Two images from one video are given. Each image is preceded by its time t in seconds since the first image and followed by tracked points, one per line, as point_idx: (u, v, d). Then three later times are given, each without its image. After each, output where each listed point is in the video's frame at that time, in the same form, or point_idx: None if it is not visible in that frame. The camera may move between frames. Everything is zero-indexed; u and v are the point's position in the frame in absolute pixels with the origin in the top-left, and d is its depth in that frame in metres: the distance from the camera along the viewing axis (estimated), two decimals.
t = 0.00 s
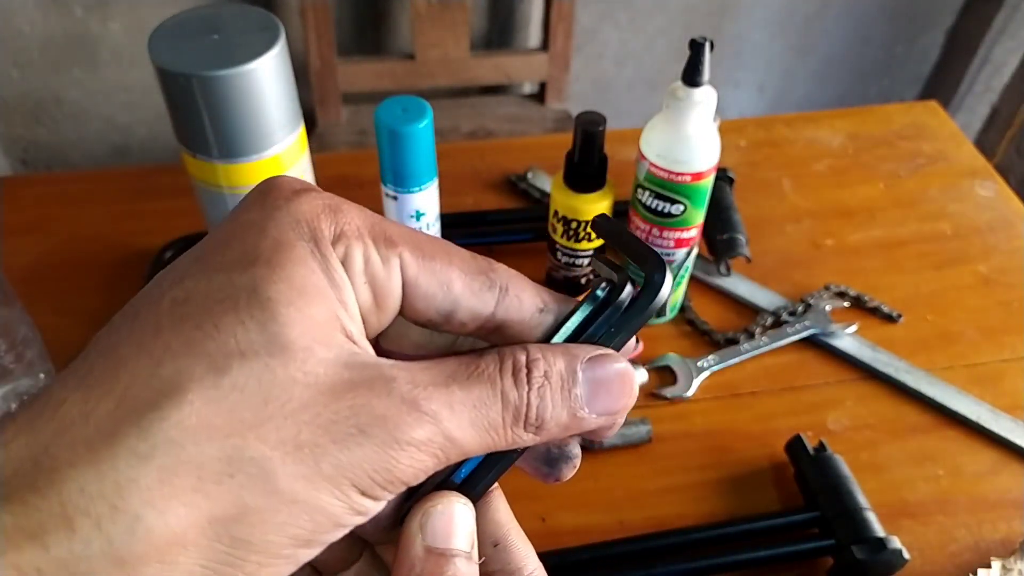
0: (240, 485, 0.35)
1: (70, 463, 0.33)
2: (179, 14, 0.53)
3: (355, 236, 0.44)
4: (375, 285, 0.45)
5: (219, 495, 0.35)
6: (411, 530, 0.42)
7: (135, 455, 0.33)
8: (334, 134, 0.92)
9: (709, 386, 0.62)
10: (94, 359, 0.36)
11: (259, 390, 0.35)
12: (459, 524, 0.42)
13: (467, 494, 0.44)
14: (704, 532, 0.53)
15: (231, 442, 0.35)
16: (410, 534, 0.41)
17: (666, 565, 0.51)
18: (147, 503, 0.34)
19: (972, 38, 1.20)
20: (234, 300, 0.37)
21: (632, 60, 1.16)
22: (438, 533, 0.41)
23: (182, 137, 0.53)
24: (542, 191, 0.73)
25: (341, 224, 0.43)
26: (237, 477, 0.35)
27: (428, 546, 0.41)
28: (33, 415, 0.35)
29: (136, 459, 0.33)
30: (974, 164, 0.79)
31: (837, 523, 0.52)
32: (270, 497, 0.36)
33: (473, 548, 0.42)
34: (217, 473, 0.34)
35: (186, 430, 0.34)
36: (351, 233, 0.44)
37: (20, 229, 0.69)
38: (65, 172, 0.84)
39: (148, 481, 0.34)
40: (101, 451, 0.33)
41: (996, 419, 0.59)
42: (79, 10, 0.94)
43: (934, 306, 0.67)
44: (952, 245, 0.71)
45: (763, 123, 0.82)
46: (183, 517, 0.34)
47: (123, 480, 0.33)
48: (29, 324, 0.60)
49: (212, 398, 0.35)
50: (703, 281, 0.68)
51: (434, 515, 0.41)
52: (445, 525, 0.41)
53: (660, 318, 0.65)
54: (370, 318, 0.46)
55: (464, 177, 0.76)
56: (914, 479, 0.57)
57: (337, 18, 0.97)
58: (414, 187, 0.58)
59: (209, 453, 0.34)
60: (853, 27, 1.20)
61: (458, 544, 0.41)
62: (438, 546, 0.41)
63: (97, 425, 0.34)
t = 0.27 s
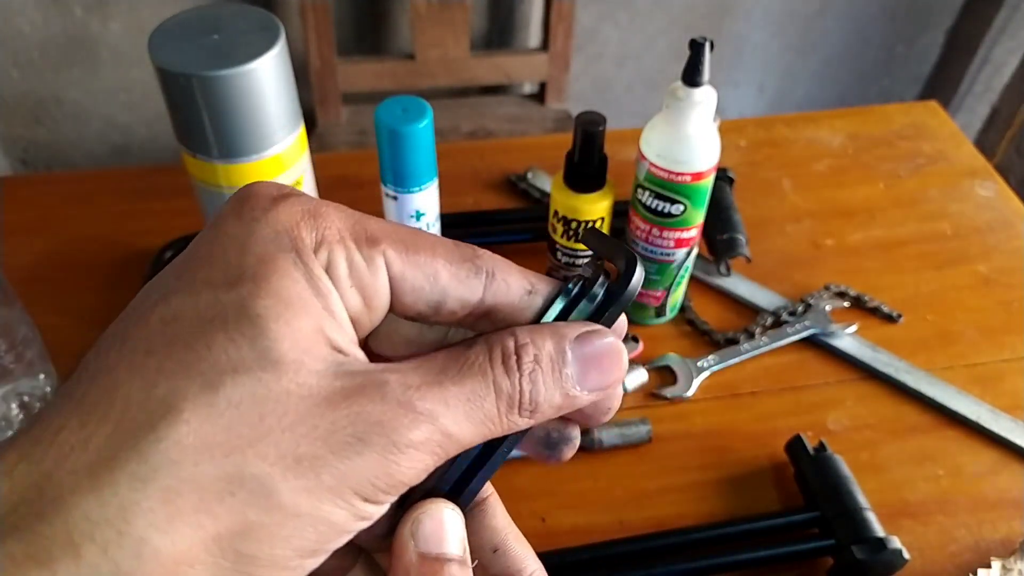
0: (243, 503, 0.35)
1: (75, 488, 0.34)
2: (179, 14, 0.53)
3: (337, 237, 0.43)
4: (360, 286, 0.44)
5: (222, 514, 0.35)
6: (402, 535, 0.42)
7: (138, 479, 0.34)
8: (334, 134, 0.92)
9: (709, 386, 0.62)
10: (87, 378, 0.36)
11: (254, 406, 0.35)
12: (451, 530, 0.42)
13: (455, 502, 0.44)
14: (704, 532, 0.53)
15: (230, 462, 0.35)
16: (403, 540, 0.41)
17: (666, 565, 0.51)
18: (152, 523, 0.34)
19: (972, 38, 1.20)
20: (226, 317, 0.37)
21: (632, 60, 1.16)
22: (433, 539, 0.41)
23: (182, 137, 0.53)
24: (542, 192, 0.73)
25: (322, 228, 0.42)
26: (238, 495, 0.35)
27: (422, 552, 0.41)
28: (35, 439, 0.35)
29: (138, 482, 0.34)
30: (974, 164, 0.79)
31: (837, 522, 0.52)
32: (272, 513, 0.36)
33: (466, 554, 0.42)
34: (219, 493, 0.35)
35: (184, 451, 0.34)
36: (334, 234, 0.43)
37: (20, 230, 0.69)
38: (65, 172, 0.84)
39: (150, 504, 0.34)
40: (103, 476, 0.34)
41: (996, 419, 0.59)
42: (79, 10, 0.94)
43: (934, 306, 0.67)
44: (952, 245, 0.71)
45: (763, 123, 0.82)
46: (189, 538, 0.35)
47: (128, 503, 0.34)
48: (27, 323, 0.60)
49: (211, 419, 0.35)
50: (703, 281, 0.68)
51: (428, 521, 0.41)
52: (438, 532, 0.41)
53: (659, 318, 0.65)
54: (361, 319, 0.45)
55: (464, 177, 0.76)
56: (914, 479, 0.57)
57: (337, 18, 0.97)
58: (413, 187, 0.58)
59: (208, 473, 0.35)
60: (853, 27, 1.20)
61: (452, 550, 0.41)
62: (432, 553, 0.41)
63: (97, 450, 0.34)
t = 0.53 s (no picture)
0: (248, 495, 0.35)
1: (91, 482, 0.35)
2: (179, 14, 0.53)
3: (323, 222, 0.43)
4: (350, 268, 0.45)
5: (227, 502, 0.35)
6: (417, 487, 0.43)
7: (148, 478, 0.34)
8: (334, 134, 0.92)
9: (709, 386, 0.62)
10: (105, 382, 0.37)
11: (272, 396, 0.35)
12: (469, 479, 0.43)
13: (481, 455, 0.45)
14: (704, 532, 0.53)
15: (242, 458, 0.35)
16: (416, 491, 0.43)
17: (666, 565, 0.51)
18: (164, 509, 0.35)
19: (972, 38, 1.20)
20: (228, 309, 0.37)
21: (632, 60, 1.16)
22: (448, 492, 0.42)
23: (182, 137, 0.53)
24: (542, 191, 0.73)
25: (308, 212, 0.43)
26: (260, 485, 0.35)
27: (436, 504, 0.42)
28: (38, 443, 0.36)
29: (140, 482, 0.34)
30: (974, 164, 0.79)
31: (837, 523, 0.52)
32: (276, 503, 0.36)
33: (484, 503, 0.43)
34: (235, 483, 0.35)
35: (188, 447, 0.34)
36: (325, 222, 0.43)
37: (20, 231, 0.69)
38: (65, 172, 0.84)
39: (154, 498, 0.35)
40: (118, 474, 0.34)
41: (996, 419, 0.59)
42: (80, 10, 0.94)
43: (934, 306, 0.67)
44: (952, 245, 0.71)
45: (763, 123, 0.82)
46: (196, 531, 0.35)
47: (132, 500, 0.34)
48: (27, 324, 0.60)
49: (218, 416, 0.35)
50: (703, 281, 0.68)
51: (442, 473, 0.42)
52: (455, 483, 0.42)
53: (659, 318, 0.65)
54: (354, 298, 0.46)
55: (464, 177, 0.76)
56: (913, 479, 0.57)
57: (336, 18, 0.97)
58: (413, 187, 0.58)
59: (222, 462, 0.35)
60: (853, 27, 1.20)
61: (468, 501, 0.43)
62: (446, 505, 0.42)
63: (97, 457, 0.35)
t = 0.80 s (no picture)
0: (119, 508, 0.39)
1: None
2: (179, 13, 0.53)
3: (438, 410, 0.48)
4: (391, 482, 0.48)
5: None
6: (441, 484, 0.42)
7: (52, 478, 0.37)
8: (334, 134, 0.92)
9: (710, 386, 0.62)
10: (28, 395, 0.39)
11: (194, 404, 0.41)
12: (492, 480, 0.41)
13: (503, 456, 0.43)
14: (705, 532, 0.53)
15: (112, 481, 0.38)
16: (438, 491, 0.42)
17: (666, 565, 0.51)
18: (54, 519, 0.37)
19: (972, 38, 1.20)
20: (81, 341, 0.40)
21: (632, 60, 1.16)
22: (471, 493, 0.41)
23: (182, 137, 0.53)
24: (542, 191, 0.73)
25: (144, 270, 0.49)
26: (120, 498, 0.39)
27: (458, 507, 0.41)
28: None
29: None
30: (974, 163, 0.79)
31: (837, 523, 0.52)
32: (128, 517, 0.40)
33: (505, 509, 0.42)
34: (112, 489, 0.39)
35: (68, 459, 0.37)
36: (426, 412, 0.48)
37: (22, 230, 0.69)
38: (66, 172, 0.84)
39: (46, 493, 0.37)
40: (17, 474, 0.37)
41: (995, 419, 0.59)
42: (79, 10, 0.94)
43: (934, 306, 0.67)
44: (952, 245, 0.71)
45: (763, 123, 0.82)
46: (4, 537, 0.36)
47: None
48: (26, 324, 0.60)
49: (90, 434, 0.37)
50: (703, 281, 0.68)
51: (466, 473, 0.41)
52: (478, 483, 0.41)
53: (659, 319, 0.65)
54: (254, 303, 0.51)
55: (464, 177, 0.76)
56: (914, 479, 0.57)
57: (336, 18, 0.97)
58: (413, 187, 0.58)
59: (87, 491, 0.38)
60: (853, 28, 1.20)
61: (490, 505, 0.41)
62: (467, 508, 0.41)
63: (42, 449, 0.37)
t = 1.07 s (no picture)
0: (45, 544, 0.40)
1: None
2: (179, 14, 0.53)
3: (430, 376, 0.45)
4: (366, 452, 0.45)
5: None
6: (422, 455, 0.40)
7: None
8: (334, 134, 0.92)
9: (709, 386, 0.62)
10: None
11: None
12: (469, 453, 0.40)
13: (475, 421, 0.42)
14: (705, 532, 0.53)
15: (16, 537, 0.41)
16: (417, 465, 0.40)
17: (666, 565, 0.51)
18: None
19: (972, 38, 1.20)
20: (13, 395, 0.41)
21: (631, 60, 1.16)
22: (449, 466, 0.40)
23: (182, 137, 0.53)
24: (542, 191, 0.73)
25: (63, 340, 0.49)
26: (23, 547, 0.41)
27: (439, 481, 0.40)
28: None
29: None
30: (974, 163, 0.79)
31: (837, 522, 0.52)
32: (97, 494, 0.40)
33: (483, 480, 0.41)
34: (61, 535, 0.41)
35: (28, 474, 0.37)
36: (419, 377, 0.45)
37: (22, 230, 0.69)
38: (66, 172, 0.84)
39: None
40: None
41: (996, 419, 0.59)
42: (79, 10, 0.94)
43: (934, 306, 0.67)
44: (952, 245, 0.71)
45: (763, 123, 0.82)
46: None
47: None
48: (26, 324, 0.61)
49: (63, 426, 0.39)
50: (703, 281, 0.68)
51: (444, 446, 0.40)
52: (454, 456, 0.40)
53: (659, 319, 0.65)
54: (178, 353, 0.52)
55: (464, 177, 0.76)
56: (914, 479, 0.57)
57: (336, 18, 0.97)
58: (413, 187, 0.57)
59: None
60: (853, 28, 1.20)
61: (468, 478, 0.40)
62: (448, 482, 0.40)
63: None
